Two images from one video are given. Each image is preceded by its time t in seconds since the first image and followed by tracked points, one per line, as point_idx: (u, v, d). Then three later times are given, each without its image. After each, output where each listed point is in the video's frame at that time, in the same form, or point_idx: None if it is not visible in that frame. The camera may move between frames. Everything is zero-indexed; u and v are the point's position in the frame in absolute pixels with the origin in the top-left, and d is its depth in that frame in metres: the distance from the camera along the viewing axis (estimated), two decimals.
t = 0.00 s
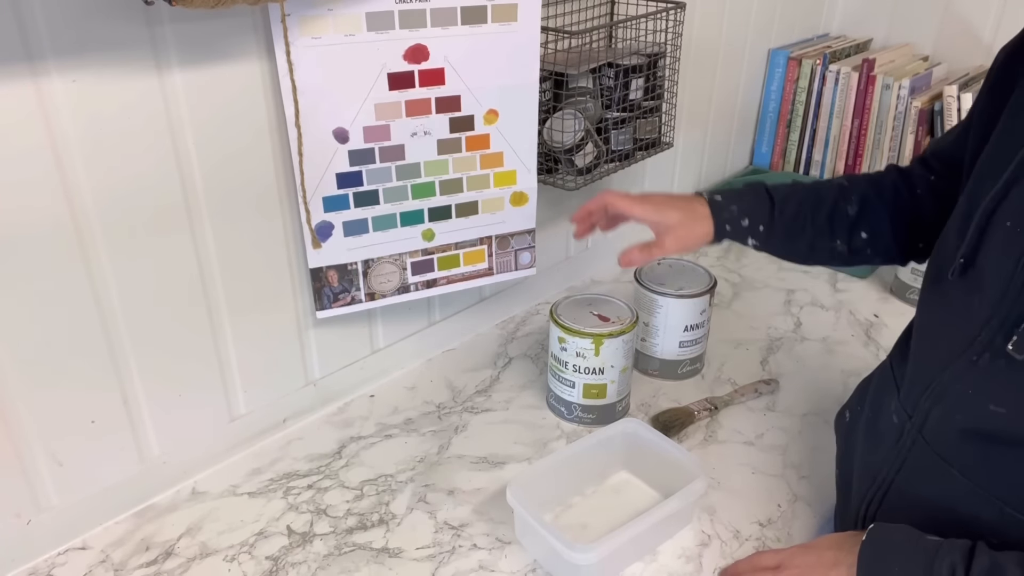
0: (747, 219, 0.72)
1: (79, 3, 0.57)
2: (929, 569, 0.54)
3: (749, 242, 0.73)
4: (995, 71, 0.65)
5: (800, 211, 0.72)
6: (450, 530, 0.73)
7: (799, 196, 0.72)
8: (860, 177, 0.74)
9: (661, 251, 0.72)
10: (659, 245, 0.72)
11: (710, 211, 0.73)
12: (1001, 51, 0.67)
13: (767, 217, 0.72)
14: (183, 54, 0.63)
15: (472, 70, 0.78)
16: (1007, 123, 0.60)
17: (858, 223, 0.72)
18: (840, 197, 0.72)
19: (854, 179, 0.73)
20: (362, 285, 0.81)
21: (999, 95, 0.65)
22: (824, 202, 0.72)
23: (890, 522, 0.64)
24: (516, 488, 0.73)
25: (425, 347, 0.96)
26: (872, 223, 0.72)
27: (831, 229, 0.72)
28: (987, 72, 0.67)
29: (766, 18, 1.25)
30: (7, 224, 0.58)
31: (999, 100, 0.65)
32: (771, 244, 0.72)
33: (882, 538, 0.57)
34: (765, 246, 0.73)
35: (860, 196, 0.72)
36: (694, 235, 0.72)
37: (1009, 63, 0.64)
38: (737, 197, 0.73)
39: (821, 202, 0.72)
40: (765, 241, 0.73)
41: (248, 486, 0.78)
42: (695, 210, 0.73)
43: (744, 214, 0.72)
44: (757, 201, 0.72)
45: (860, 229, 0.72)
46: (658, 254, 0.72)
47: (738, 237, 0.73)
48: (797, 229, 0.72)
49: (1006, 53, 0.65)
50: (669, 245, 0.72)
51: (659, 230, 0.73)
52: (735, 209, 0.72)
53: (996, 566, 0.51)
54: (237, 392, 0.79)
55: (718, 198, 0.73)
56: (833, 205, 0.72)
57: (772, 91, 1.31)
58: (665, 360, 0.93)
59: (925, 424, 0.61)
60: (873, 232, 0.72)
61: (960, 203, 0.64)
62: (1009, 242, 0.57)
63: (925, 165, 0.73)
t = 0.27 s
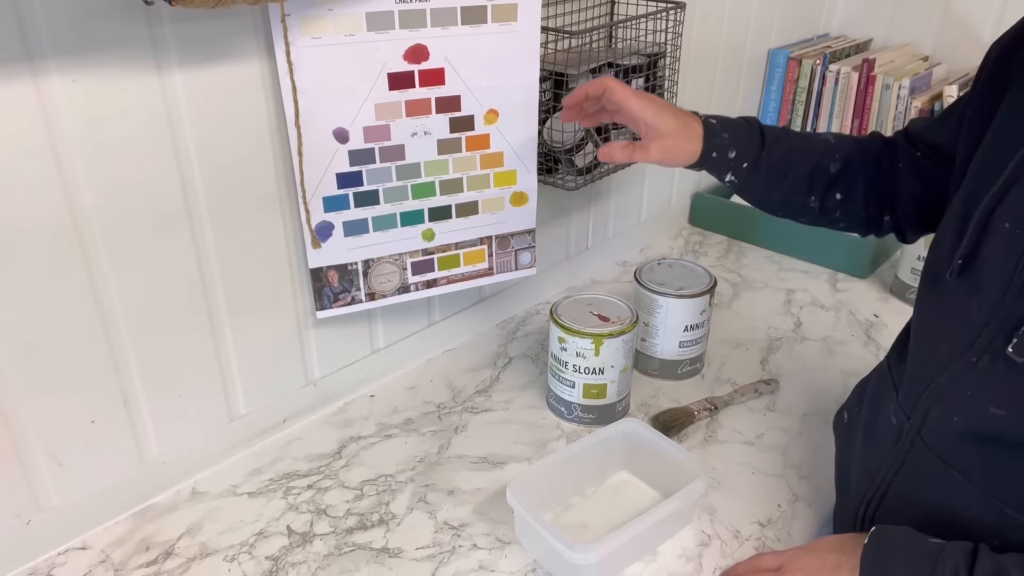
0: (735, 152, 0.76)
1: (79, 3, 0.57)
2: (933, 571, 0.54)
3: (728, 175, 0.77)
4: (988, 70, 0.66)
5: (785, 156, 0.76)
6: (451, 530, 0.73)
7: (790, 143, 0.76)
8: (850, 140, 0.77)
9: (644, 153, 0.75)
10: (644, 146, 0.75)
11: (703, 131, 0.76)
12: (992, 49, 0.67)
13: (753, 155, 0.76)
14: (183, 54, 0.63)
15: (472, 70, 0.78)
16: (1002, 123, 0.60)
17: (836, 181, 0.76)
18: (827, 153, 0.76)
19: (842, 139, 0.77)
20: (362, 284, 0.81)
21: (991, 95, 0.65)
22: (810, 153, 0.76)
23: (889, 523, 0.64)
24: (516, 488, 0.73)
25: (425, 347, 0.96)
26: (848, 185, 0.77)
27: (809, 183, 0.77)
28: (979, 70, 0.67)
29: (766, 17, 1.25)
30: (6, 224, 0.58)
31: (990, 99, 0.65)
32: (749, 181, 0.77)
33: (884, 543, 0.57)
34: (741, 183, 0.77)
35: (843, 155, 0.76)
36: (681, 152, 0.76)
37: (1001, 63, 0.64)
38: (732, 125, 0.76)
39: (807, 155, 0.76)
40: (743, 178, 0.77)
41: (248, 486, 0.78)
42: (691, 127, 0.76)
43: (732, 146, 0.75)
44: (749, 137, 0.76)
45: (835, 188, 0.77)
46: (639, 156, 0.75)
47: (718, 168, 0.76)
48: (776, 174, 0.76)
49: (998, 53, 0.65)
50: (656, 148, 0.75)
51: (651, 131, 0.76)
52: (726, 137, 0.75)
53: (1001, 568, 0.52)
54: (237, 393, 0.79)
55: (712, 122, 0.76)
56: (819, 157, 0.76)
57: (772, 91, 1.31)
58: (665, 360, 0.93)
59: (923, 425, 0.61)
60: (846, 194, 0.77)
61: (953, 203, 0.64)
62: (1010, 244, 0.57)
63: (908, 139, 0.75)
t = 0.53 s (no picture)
0: (726, 146, 0.76)
1: (79, 3, 0.57)
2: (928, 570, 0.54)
3: (717, 170, 0.77)
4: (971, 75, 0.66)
5: (773, 153, 0.76)
6: (451, 530, 0.73)
7: (779, 140, 0.77)
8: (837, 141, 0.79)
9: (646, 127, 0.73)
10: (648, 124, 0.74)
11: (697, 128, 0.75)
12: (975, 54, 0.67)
13: (743, 151, 0.76)
14: (183, 54, 0.63)
15: (473, 70, 0.78)
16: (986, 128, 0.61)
17: (823, 180, 0.77)
18: (814, 152, 0.77)
19: (829, 140, 0.78)
20: (362, 284, 0.81)
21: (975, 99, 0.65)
22: (798, 152, 0.76)
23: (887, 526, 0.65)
24: (516, 488, 0.73)
25: (425, 347, 0.96)
26: (834, 185, 0.77)
27: (797, 180, 0.77)
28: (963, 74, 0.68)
29: (766, 17, 1.25)
30: (6, 224, 0.58)
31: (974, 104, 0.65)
32: (737, 175, 0.77)
33: (880, 542, 0.57)
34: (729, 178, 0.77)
35: (830, 155, 0.77)
36: (677, 139, 0.75)
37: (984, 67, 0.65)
38: (724, 118, 0.76)
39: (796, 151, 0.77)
40: (731, 174, 0.77)
41: (248, 486, 0.78)
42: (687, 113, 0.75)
43: (723, 139, 0.75)
44: (740, 132, 0.76)
45: (821, 189, 0.77)
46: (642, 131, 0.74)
47: (708, 161, 0.76)
48: (765, 170, 0.77)
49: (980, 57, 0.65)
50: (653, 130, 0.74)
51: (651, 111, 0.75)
52: (719, 129, 0.75)
53: (997, 567, 0.52)
54: (237, 393, 0.79)
55: (707, 113, 0.76)
56: (806, 157, 0.76)
57: (772, 91, 1.31)
58: (665, 360, 0.93)
59: (914, 429, 0.61)
60: (833, 194, 0.77)
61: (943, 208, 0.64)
62: (995, 249, 0.57)
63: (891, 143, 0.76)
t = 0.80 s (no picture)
0: (679, 192, 0.76)
1: (79, 4, 0.57)
2: (934, 570, 0.55)
3: (676, 216, 0.77)
4: (957, 80, 0.66)
5: (730, 190, 0.77)
6: (450, 530, 0.73)
7: (730, 178, 0.77)
8: (795, 168, 0.79)
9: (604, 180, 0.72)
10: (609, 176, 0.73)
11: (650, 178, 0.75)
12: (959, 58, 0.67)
13: (697, 194, 0.76)
14: (183, 55, 0.63)
15: (472, 70, 0.78)
16: (980, 133, 0.61)
17: (786, 211, 0.77)
18: (772, 184, 0.77)
19: (787, 169, 0.78)
20: (362, 284, 0.81)
21: (963, 103, 0.65)
22: (754, 185, 0.77)
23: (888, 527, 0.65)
24: (516, 488, 0.73)
25: (425, 348, 0.96)
26: (800, 214, 0.77)
27: (759, 214, 0.77)
28: (948, 78, 0.68)
29: (767, 17, 1.25)
30: (6, 224, 0.58)
31: (962, 107, 0.65)
32: (697, 219, 0.77)
33: (884, 546, 0.57)
34: (690, 223, 0.77)
35: (789, 183, 0.77)
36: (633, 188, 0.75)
37: (971, 70, 0.65)
38: (672, 166, 0.76)
39: (752, 186, 0.77)
40: (691, 218, 0.77)
41: (248, 486, 0.78)
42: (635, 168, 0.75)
43: (676, 186, 0.75)
44: (691, 175, 0.76)
45: (787, 217, 0.77)
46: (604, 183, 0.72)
47: (666, 209, 0.76)
48: (724, 211, 0.77)
49: (965, 62, 0.66)
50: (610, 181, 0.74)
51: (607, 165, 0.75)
52: (669, 177, 0.75)
53: (1002, 568, 0.52)
54: (237, 393, 0.79)
55: (654, 164, 0.76)
56: (764, 191, 0.77)
57: (772, 91, 1.31)
58: (665, 360, 0.93)
59: (915, 432, 0.62)
60: (800, 222, 0.77)
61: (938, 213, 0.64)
62: (995, 254, 0.57)
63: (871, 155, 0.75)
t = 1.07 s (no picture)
0: (675, 214, 0.78)
1: (79, 4, 0.57)
2: (940, 571, 0.55)
3: (674, 237, 0.79)
4: (950, 86, 0.66)
5: (726, 209, 0.78)
6: (450, 530, 0.73)
7: (725, 197, 0.79)
8: (792, 182, 0.80)
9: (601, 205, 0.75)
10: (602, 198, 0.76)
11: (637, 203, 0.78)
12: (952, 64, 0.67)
13: (692, 215, 0.78)
14: (183, 55, 0.63)
15: (472, 70, 0.78)
16: (977, 140, 0.61)
17: (784, 226, 0.78)
18: (767, 201, 0.78)
19: (784, 185, 0.79)
20: (362, 284, 0.81)
21: (958, 108, 0.65)
22: (750, 204, 0.78)
23: (889, 531, 0.65)
24: (516, 488, 0.73)
25: (425, 348, 0.96)
26: (797, 228, 0.78)
27: (757, 230, 0.78)
28: (941, 84, 0.68)
29: (767, 17, 1.25)
30: (5, 224, 0.58)
31: (958, 114, 0.65)
32: (694, 239, 0.79)
33: (889, 551, 0.57)
34: (688, 242, 0.79)
35: (785, 200, 0.78)
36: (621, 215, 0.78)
37: (964, 76, 0.65)
38: (667, 189, 0.78)
39: (748, 203, 0.78)
40: (688, 238, 0.79)
41: (248, 486, 0.78)
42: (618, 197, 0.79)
43: (670, 208, 0.78)
44: (686, 197, 0.78)
45: (785, 232, 0.78)
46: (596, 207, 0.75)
47: (662, 231, 0.78)
48: (721, 229, 0.78)
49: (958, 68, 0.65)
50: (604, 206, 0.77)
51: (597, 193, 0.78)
52: (663, 201, 0.77)
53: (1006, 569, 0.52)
54: (237, 393, 0.79)
55: (648, 188, 0.79)
56: (760, 209, 0.78)
57: (772, 91, 1.31)
58: (665, 360, 0.93)
59: (914, 437, 0.62)
60: (799, 236, 0.78)
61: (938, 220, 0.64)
62: (995, 263, 0.57)
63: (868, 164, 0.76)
